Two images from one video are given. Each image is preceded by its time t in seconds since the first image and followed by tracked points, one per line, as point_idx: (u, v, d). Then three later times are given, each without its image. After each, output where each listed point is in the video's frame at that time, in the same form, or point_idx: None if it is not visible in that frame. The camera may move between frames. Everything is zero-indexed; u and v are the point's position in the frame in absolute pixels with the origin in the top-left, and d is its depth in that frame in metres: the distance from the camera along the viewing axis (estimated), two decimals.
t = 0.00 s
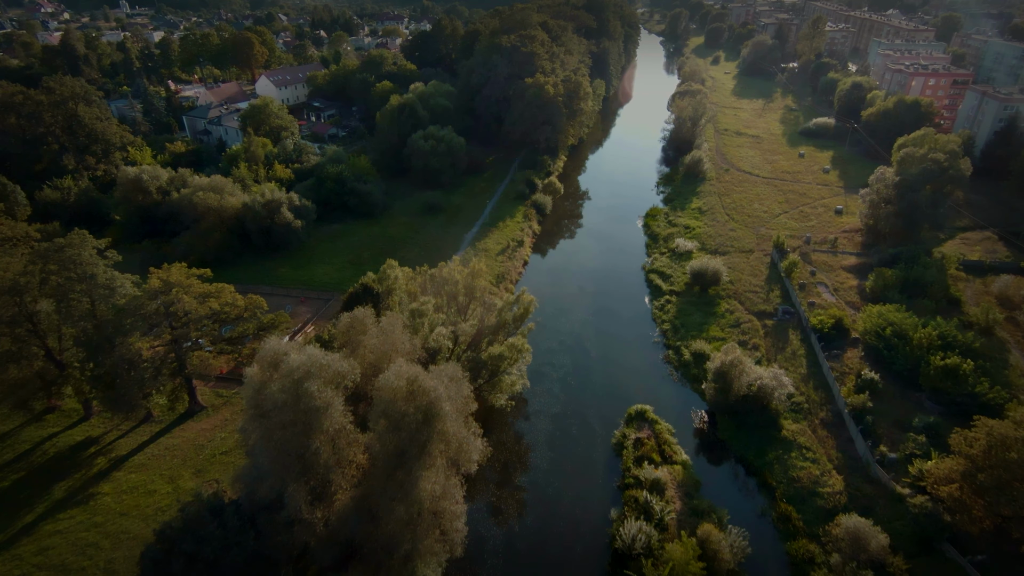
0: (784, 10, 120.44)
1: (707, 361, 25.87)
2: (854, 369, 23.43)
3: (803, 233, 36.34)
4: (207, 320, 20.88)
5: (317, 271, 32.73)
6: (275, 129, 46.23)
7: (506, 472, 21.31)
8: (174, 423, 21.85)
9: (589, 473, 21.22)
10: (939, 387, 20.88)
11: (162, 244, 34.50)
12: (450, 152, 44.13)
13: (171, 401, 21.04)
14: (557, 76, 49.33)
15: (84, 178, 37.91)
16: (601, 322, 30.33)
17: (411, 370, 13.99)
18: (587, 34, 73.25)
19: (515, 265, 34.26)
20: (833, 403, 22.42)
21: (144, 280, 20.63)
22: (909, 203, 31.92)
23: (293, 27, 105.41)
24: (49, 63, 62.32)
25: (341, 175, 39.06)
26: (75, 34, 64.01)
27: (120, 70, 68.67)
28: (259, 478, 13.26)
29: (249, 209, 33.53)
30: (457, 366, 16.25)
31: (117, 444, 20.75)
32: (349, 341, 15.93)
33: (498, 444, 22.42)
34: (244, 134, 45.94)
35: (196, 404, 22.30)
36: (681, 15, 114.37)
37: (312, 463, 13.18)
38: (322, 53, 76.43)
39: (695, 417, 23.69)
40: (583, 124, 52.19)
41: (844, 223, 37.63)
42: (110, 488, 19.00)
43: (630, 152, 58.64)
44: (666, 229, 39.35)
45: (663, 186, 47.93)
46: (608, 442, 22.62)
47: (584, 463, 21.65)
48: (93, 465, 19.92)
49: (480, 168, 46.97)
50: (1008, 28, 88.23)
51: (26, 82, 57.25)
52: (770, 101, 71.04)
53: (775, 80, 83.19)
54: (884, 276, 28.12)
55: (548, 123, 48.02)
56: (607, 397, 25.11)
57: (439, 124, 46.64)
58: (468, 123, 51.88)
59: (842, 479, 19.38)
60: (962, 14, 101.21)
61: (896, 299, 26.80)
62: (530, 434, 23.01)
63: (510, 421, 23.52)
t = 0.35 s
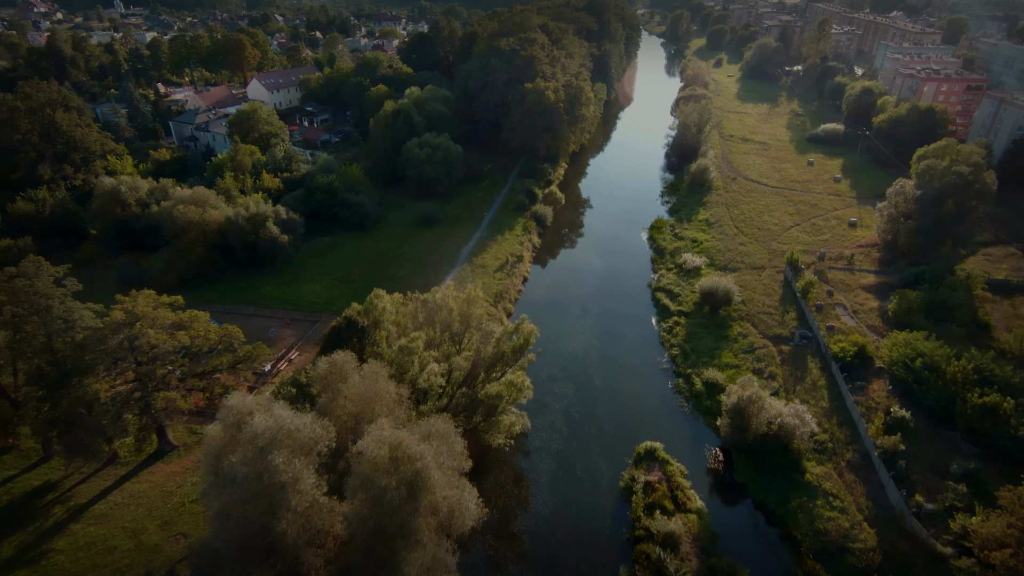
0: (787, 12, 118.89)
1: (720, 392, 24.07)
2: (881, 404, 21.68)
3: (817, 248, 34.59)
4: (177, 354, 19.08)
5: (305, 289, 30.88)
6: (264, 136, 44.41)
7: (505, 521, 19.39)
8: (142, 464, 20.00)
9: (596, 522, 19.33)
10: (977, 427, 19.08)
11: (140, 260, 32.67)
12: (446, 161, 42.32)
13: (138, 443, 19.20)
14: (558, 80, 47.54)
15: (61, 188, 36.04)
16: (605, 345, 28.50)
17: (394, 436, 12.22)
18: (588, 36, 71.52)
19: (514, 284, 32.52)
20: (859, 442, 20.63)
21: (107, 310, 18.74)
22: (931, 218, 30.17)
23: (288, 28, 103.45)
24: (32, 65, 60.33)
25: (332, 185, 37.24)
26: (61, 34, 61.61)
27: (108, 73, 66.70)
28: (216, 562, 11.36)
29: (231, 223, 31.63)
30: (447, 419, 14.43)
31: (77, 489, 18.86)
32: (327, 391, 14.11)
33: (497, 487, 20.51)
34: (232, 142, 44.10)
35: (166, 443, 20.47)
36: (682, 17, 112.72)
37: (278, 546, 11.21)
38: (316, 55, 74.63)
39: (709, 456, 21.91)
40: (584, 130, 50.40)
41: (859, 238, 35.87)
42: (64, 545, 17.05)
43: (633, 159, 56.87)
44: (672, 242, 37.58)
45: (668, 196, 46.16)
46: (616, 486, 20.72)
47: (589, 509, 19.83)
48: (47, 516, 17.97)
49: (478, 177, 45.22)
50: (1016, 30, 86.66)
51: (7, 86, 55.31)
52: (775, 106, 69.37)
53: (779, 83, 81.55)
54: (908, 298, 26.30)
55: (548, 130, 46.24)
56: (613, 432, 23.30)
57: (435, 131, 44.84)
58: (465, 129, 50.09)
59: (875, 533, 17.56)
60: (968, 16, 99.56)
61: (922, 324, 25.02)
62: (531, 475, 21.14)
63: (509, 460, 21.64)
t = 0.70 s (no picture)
0: (788, 13, 117.91)
1: (731, 418, 22.75)
2: (904, 433, 20.38)
3: (828, 260, 33.30)
4: (148, 385, 17.66)
5: (294, 304, 29.49)
6: (255, 141, 42.97)
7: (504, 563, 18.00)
8: (113, 501, 18.58)
9: (602, 565, 17.95)
10: (1010, 463, 17.74)
11: (122, 273, 31.23)
12: (443, 167, 40.96)
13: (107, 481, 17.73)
14: (558, 83, 46.13)
15: (41, 197, 34.17)
16: (608, 364, 27.16)
17: (377, 499, 11.07)
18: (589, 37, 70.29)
19: (513, 298, 31.24)
20: (882, 476, 19.33)
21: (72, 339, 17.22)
22: (948, 231, 28.91)
23: (284, 28, 101.90)
24: (19, 66, 58.83)
25: (323, 193, 35.84)
26: (49, 35, 59.82)
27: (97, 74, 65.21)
28: None
29: (217, 234, 30.19)
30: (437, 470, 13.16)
31: (41, 531, 17.41)
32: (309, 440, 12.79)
33: (495, 525, 19.11)
34: (221, 146, 42.67)
35: (140, 477, 19.06)
36: (683, 17, 112.40)
37: None
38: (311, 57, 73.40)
39: (721, 488, 20.56)
40: (585, 135, 49.06)
41: (871, 249, 34.57)
42: None
43: (635, 164, 55.51)
44: (677, 253, 36.28)
45: (671, 204, 44.87)
46: (625, 522, 19.31)
47: (594, 549, 18.46)
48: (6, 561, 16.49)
49: (475, 184, 43.94)
50: (1022, 32, 85.65)
51: None
52: (779, 109, 68.21)
53: (782, 85, 80.34)
54: (929, 316, 24.92)
55: (548, 135, 44.88)
56: (619, 461, 21.93)
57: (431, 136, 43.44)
58: (463, 133, 48.72)
59: None
60: (972, 16, 98.34)
61: (944, 345, 23.73)
62: (532, 511, 19.76)
63: (508, 493, 20.29)
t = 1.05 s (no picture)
0: (789, 14, 117.17)
1: (740, 438, 21.84)
2: (922, 457, 19.43)
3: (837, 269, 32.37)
4: (128, 408, 16.72)
5: (286, 315, 28.52)
6: (249, 145, 41.93)
7: None
8: (92, 530, 17.61)
9: None
10: None
11: (110, 283, 30.25)
12: (441, 171, 40.01)
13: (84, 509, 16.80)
14: (559, 86, 45.15)
15: (27, 203, 32.95)
16: (612, 379, 26.21)
17: (363, 554, 10.53)
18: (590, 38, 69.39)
19: (513, 309, 30.32)
20: (900, 503, 18.43)
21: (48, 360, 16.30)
22: (962, 240, 27.92)
23: (282, 29, 101.02)
24: (11, 68, 57.79)
25: (318, 199, 34.88)
26: (42, 36, 58.68)
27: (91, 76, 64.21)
28: None
29: (207, 243, 29.19)
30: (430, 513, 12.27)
31: (12, 563, 16.38)
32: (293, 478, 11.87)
33: (495, 554, 18.17)
34: (214, 151, 41.69)
35: (121, 503, 18.13)
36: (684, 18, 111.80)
37: None
38: (308, 58, 72.53)
39: (730, 513, 19.63)
40: (587, 138, 48.10)
41: (881, 257, 33.63)
42: None
43: (637, 167, 54.59)
44: (681, 260, 35.33)
45: (674, 209, 43.93)
46: (631, 550, 18.40)
47: None
48: None
49: (474, 190, 43.00)
50: None
51: None
52: (782, 111, 67.34)
53: (785, 87, 79.44)
54: (945, 330, 23.95)
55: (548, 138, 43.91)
56: (624, 483, 20.99)
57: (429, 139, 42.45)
58: (462, 137, 47.79)
59: None
60: (976, 17, 97.39)
61: (961, 361, 22.77)
62: (532, 538, 18.81)
63: (508, 519, 19.33)
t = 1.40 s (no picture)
0: (791, 15, 116.40)
1: (750, 457, 21.00)
2: (941, 479, 18.59)
3: (845, 277, 31.55)
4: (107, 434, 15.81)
5: (280, 326, 27.66)
6: (243, 149, 41.30)
7: None
8: (71, 561, 16.47)
9: None
10: None
11: (98, 293, 29.34)
12: (440, 176, 39.18)
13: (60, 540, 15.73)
14: (559, 89, 44.28)
15: (14, 210, 31.88)
16: (616, 393, 25.37)
17: None
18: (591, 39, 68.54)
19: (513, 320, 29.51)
20: (920, 529, 17.58)
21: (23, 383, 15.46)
22: (976, 248, 27.00)
23: (280, 30, 100.23)
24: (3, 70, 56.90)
25: (313, 205, 34.03)
26: (35, 37, 57.80)
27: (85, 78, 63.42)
28: None
29: (198, 251, 28.29)
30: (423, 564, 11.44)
31: None
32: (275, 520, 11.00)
33: None
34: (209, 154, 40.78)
35: (102, 530, 16.89)
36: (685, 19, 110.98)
37: None
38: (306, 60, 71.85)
39: (740, 538, 18.78)
40: (588, 141, 47.25)
41: (891, 264, 32.82)
42: None
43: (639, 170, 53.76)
44: (685, 268, 34.51)
45: (678, 213, 43.11)
46: None
47: None
48: None
49: (473, 195, 42.16)
50: None
51: None
52: (785, 113, 66.53)
53: (788, 89, 78.61)
54: (960, 344, 23.05)
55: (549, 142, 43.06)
56: (629, 505, 20.14)
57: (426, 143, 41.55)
58: (461, 140, 46.94)
59: None
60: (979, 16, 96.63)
61: (979, 377, 21.92)
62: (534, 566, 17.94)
63: (508, 546, 18.44)
